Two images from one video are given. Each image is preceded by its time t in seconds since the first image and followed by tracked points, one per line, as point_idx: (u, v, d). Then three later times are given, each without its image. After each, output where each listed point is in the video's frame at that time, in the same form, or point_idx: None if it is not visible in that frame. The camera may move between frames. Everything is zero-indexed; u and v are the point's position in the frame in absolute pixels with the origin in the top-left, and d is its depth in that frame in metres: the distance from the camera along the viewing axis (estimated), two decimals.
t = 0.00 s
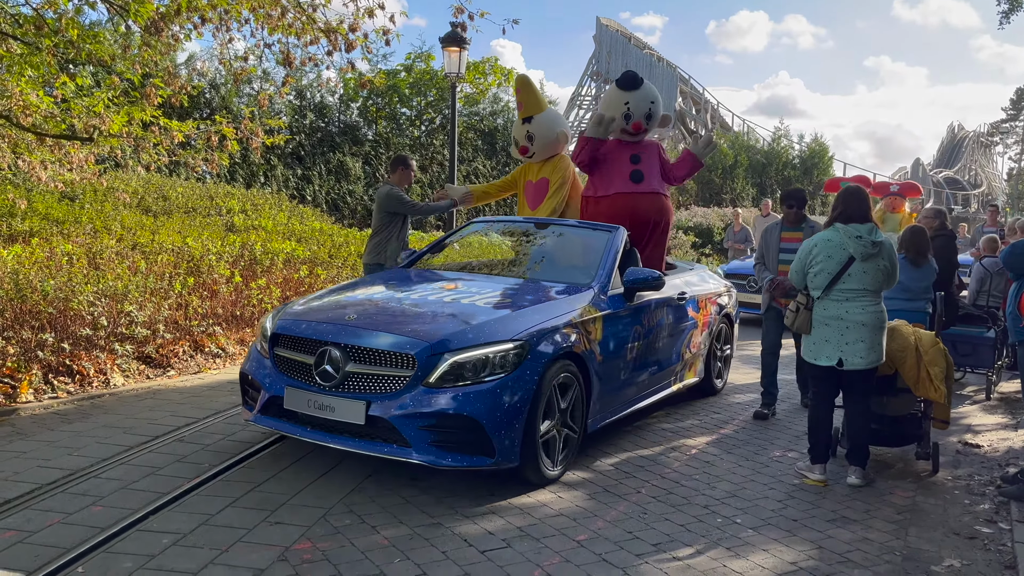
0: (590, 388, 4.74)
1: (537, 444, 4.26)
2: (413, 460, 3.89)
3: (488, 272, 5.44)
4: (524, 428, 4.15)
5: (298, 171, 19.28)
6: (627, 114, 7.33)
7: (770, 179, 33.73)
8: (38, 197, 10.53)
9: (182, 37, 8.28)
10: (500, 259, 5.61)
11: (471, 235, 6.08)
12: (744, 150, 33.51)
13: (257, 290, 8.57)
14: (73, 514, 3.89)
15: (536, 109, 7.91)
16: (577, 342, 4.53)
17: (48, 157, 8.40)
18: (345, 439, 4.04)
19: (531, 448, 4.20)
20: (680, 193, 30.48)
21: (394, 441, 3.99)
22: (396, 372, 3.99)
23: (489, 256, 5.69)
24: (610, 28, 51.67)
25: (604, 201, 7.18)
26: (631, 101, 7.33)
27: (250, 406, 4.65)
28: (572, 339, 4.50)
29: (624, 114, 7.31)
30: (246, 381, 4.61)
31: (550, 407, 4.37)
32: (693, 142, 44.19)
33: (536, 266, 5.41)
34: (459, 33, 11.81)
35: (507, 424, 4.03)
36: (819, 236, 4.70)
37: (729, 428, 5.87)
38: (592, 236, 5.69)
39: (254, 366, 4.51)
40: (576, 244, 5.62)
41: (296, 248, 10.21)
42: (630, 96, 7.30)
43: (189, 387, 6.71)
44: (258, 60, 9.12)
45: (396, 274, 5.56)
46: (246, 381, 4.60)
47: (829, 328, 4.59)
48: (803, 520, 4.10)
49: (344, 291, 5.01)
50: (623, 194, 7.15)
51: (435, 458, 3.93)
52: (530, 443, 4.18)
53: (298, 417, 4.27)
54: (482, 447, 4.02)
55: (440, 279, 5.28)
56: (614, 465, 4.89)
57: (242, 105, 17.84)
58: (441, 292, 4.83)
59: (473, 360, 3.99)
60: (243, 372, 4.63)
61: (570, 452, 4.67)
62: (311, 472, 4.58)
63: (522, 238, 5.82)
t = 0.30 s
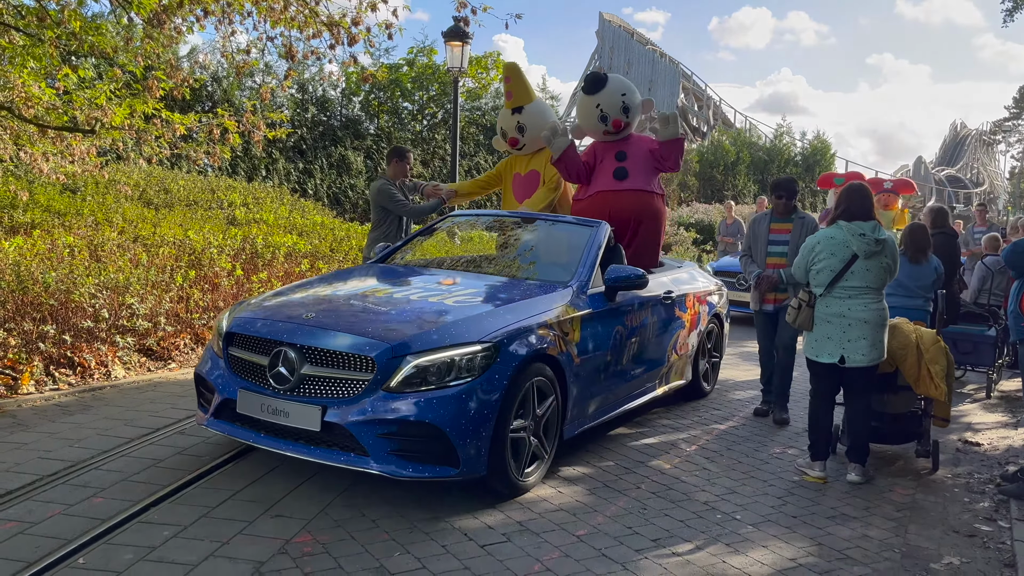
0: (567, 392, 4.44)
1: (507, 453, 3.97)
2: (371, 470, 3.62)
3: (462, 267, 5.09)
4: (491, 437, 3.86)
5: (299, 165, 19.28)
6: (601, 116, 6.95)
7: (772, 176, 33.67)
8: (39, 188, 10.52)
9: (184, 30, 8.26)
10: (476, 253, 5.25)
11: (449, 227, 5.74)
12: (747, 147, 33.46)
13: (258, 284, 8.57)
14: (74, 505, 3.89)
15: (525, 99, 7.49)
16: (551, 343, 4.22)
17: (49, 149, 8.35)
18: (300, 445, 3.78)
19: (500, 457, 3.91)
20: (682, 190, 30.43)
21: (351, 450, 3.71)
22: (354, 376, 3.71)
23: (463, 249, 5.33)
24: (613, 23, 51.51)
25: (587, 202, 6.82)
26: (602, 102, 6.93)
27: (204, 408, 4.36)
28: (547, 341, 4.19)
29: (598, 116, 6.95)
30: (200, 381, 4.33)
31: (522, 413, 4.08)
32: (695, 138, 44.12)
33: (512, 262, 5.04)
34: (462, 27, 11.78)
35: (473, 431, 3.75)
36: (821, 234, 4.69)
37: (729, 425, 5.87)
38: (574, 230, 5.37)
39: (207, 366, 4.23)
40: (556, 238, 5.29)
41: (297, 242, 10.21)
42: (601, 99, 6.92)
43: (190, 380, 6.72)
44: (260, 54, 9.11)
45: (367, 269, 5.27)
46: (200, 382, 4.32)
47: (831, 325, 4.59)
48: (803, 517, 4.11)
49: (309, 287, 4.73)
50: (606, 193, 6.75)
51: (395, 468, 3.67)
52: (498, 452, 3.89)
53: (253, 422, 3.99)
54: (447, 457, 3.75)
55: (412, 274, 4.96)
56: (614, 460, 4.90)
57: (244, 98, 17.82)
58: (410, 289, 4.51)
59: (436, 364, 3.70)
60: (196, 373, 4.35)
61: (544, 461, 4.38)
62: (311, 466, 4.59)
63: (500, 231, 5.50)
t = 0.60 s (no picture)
0: (538, 394, 4.19)
1: (471, 459, 3.72)
2: (321, 481, 3.38)
3: (433, 263, 4.84)
4: (454, 442, 3.61)
5: (301, 158, 19.29)
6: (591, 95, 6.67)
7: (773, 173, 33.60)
8: (41, 180, 10.52)
9: (186, 22, 8.25)
10: (448, 249, 5.00)
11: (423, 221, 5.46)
12: (749, 143, 33.43)
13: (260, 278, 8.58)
14: (75, 496, 3.91)
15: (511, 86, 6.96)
16: (521, 344, 3.95)
17: (51, 142, 8.34)
18: (247, 453, 3.53)
19: (464, 465, 3.66)
20: (684, 186, 30.38)
21: (301, 458, 3.46)
22: (305, 378, 3.47)
23: (438, 246, 5.10)
24: (616, 18, 51.36)
25: (564, 196, 6.46)
26: (596, 81, 6.65)
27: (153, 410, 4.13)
28: (517, 343, 3.93)
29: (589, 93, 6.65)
30: (148, 382, 4.10)
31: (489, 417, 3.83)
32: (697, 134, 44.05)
33: (487, 256, 4.81)
34: (464, 21, 11.76)
35: (433, 439, 3.49)
36: (825, 230, 4.67)
37: (730, 420, 5.88)
38: (551, 224, 5.11)
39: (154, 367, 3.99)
40: (532, 232, 5.03)
41: (299, 236, 10.22)
42: (597, 78, 6.65)
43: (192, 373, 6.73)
44: (262, 47, 9.08)
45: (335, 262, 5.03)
46: (148, 383, 4.08)
47: (833, 321, 4.59)
48: (802, 513, 4.12)
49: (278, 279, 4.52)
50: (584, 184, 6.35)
51: (348, 479, 3.42)
52: (461, 459, 3.64)
53: (200, 427, 3.75)
54: (404, 467, 3.49)
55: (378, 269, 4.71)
56: (614, 455, 4.91)
57: (246, 92, 17.81)
58: (373, 286, 4.24)
59: (393, 367, 3.44)
60: (145, 374, 4.11)
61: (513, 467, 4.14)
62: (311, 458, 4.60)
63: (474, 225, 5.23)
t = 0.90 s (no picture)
0: (506, 400, 3.89)
1: (428, 471, 3.43)
2: (264, 495, 3.10)
3: (403, 260, 4.51)
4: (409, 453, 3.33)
5: (303, 152, 19.32)
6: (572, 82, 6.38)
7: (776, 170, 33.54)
8: (43, 173, 10.52)
9: (189, 16, 8.25)
10: (421, 245, 4.67)
11: (394, 215, 5.11)
12: (751, 140, 33.43)
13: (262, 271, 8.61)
14: (76, 488, 3.91)
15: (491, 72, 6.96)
16: (486, 347, 3.66)
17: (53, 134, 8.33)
18: (185, 463, 3.24)
19: (421, 478, 3.39)
20: (686, 182, 30.32)
21: (241, 470, 3.17)
22: (246, 383, 3.18)
23: (408, 238, 4.79)
24: (618, 14, 51.24)
25: (552, 184, 6.28)
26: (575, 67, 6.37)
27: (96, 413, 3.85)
28: (482, 345, 3.64)
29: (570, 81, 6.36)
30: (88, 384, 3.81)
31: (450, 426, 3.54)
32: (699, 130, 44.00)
33: (462, 253, 4.50)
34: (467, 16, 11.74)
35: (385, 450, 3.21)
36: (829, 226, 4.66)
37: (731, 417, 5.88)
38: (528, 219, 4.80)
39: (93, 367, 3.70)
40: (508, 225, 4.72)
41: (302, 230, 10.23)
42: (573, 62, 6.37)
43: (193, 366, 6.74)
44: (265, 40, 9.08)
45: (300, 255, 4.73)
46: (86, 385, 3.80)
47: (836, 318, 4.58)
48: (803, 508, 4.12)
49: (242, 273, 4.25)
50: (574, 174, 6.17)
51: (292, 493, 3.14)
52: (416, 471, 3.36)
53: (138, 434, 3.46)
54: (353, 481, 3.21)
55: (344, 265, 4.36)
56: (615, 450, 4.92)
57: (248, 85, 17.82)
58: (331, 284, 3.90)
59: (341, 373, 3.16)
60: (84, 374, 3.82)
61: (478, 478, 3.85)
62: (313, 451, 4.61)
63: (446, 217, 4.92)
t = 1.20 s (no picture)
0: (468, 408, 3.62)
1: (377, 485, 3.15)
2: (195, 514, 2.85)
3: (363, 257, 4.18)
4: (355, 467, 3.05)
5: (305, 148, 19.31)
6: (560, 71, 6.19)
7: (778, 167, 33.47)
8: (45, 168, 10.52)
9: (191, 11, 8.23)
10: (385, 241, 4.33)
11: (365, 207, 4.78)
12: (754, 137, 33.44)
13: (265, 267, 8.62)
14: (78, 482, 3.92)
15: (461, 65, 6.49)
16: (443, 353, 3.37)
17: (55, 130, 8.31)
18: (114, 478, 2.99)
19: (369, 495, 3.11)
20: (688, 179, 30.25)
21: (171, 487, 2.91)
22: (176, 391, 2.91)
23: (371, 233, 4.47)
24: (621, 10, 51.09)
25: (529, 179, 6.03)
26: (563, 57, 6.17)
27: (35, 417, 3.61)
28: (438, 350, 3.35)
29: (559, 69, 6.18)
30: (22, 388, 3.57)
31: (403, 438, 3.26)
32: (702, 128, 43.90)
33: (425, 252, 4.14)
34: (470, 12, 11.71)
35: (327, 465, 2.93)
36: (833, 225, 4.66)
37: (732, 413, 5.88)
38: (500, 212, 4.47)
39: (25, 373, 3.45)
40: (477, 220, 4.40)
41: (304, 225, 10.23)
42: (562, 52, 6.17)
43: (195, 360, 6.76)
44: (267, 36, 9.06)
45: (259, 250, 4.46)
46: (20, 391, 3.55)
47: (839, 316, 4.58)
48: (803, 506, 4.12)
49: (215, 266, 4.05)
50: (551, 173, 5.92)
51: (225, 512, 2.87)
52: (361, 486, 3.09)
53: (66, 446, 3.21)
54: (291, 498, 2.93)
55: (302, 263, 4.10)
56: (616, 446, 4.92)
57: (251, 80, 17.80)
58: (279, 283, 3.59)
59: (277, 381, 2.88)
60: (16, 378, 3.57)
61: (438, 493, 3.56)
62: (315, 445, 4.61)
63: (414, 210, 4.61)
